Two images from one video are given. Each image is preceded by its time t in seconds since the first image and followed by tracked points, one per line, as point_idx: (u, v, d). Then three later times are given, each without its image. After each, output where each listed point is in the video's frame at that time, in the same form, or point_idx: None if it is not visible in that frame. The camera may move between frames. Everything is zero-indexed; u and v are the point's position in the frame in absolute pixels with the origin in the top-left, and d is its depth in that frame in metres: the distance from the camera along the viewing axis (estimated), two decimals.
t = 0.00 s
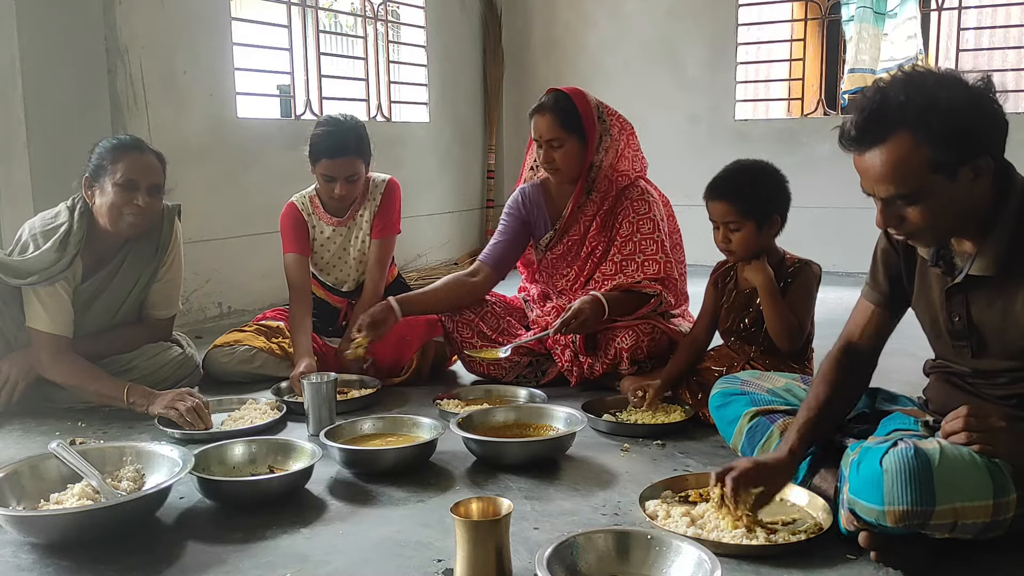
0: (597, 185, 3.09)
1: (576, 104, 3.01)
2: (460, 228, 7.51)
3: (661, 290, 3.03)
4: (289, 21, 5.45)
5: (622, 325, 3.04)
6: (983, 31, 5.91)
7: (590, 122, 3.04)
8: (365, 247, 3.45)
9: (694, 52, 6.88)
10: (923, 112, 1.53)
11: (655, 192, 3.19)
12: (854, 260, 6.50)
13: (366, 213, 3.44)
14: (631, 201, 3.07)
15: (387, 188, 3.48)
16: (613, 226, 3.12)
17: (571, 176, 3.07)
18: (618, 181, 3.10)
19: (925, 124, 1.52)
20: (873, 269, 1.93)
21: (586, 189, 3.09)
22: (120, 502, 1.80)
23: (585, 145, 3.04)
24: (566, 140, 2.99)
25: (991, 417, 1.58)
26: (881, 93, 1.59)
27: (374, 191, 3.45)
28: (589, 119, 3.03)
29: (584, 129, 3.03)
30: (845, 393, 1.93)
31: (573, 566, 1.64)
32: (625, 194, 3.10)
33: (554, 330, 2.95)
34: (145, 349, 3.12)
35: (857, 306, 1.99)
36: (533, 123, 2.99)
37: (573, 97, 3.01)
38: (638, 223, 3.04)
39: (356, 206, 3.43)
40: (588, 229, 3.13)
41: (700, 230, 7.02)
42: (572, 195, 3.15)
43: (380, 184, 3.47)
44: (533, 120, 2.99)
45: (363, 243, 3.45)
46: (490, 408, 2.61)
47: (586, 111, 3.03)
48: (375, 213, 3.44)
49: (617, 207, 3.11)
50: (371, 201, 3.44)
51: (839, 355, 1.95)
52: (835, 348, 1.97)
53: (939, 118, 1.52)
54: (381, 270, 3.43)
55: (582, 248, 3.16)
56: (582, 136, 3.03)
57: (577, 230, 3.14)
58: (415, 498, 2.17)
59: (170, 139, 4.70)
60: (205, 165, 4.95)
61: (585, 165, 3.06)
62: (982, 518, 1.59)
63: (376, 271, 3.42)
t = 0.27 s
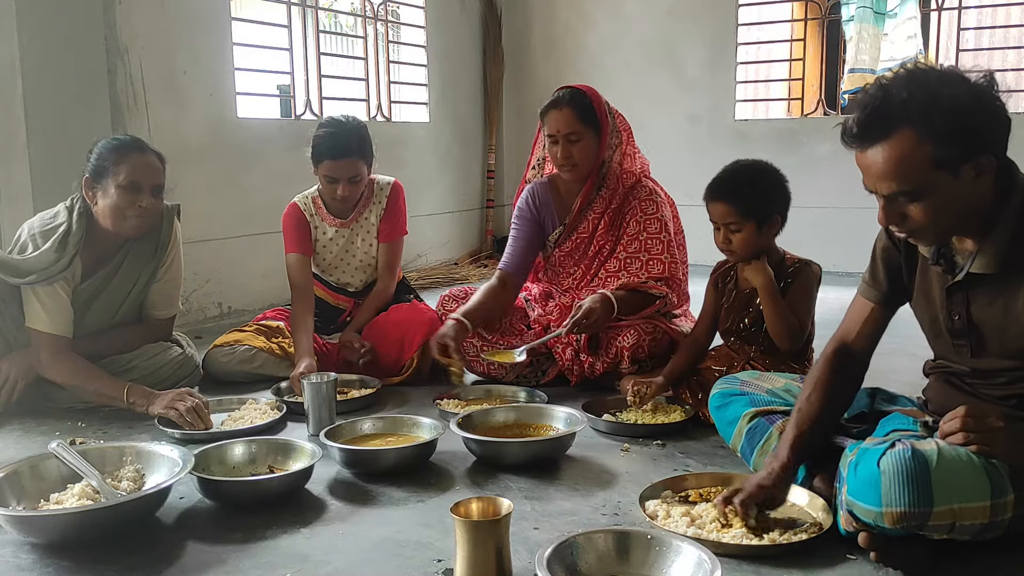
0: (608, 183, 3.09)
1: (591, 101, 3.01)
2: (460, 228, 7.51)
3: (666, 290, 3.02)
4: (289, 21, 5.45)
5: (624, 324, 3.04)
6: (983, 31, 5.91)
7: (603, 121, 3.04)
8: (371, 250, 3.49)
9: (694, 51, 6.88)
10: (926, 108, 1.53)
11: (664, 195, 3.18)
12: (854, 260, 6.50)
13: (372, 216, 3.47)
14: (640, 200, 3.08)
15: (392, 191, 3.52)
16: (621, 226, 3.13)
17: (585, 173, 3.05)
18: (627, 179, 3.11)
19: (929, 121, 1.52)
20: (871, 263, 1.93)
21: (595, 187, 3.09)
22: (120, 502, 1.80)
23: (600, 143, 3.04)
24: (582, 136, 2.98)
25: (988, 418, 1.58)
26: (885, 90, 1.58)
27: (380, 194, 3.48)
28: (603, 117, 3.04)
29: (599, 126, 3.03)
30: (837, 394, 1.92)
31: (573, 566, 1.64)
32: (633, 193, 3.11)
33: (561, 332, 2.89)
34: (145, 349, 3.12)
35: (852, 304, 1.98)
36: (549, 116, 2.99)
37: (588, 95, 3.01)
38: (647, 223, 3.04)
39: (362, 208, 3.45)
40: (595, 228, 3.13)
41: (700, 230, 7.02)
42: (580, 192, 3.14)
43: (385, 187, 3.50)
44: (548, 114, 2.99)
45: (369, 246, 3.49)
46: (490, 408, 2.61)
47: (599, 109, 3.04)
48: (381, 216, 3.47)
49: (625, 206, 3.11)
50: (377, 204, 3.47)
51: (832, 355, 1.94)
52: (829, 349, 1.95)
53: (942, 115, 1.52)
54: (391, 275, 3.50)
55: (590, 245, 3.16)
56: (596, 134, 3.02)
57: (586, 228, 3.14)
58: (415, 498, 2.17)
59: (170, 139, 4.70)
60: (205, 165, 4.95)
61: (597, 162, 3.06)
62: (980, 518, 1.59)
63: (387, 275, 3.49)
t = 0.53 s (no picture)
0: (605, 185, 3.07)
1: (588, 102, 3.00)
2: (460, 228, 7.51)
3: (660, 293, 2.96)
4: (289, 21, 5.45)
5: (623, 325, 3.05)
6: (983, 31, 5.91)
7: (600, 122, 3.03)
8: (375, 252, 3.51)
9: (694, 51, 6.88)
10: (932, 112, 1.53)
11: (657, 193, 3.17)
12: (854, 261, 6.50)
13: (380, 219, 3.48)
14: (631, 200, 3.04)
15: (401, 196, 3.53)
16: (616, 228, 3.10)
17: (582, 175, 3.03)
18: (621, 181, 3.08)
19: (934, 124, 1.52)
20: (874, 261, 1.93)
21: (592, 189, 3.08)
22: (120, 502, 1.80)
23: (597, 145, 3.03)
24: (581, 137, 2.95)
25: (989, 418, 1.58)
26: (890, 93, 1.59)
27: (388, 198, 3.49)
28: (600, 119, 3.03)
29: (597, 127, 3.02)
30: (836, 385, 1.93)
31: (573, 566, 1.64)
32: (626, 194, 3.07)
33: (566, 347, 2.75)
34: (145, 349, 3.12)
35: (854, 299, 1.99)
36: (547, 115, 2.95)
37: (585, 96, 3.00)
38: (641, 224, 3.00)
39: (370, 210, 3.47)
40: (591, 231, 3.10)
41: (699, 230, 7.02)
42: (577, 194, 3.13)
43: (394, 192, 3.52)
44: (547, 113, 2.95)
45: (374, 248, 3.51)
46: (490, 408, 2.61)
47: (596, 111, 3.03)
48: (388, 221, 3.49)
49: (621, 207, 3.08)
50: (385, 208, 3.49)
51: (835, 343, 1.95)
52: (831, 338, 1.97)
53: (948, 119, 1.52)
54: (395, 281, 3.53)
55: (586, 248, 3.13)
56: (593, 135, 3.00)
57: (581, 230, 3.12)
58: (415, 498, 2.17)
59: (169, 139, 4.70)
60: (205, 164, 4.95)
61: (594, 163, 3.05)
62: (980, 518, 1.59)
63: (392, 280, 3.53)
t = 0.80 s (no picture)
0: (593, 190, 3.04)
1: (575, 107, 2.98)
2: (460, 228, 7.51)
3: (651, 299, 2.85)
4: (289, 21, 5.45)
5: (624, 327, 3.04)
6: (983, 31, 5.91)
7: (587, 126, 3.00)
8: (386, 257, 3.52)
9: (694, 51, 6.88)
10: (927, 116, 1.53)
11: (646, 196, 3.11)
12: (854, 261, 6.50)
13: (394, 225, 3.50)
14: (618, 206, 3.00)
15: (418, 205, 3.55)
16: (603, 234, 3.07)
17: (570, 179, 3.00)
18: (608, 185, 3.04)
19: (928, 128, 1.53)
20: (873, 262, 1.94)
21: (580, 194, 3.05)
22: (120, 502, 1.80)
23: (585, 149, 3.00)
24: (567, 140, 2.92)
25: (987, 418, 1.58)
26: (884, 96, 1.58)
27: (404, 206, 3.51)
28: (588, 123, 3.01)
29: (585, 131, 2.99)
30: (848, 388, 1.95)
31: (573, 566, 1.64)
32: (613, 200, 3.03)
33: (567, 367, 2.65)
34: (145, 350, 3.13)
35: (857, 298, 2.00)
36: (534, 120, 2.92)
37: (573, 101, 2.98)
38: (626, 231, 2.95)
39: (385, 214, 3.48)
40: (578, 236, 3.07)
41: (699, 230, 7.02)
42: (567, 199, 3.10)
43: (411, 200, 3.53)
44: (534, 118, 2.92)
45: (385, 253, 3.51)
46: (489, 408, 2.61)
47: (583, 115, 3.01)
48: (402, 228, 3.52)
49: (608, 212, 3.04)
50: (401, 214, 3.51)
51: (844, 345, 1.97)
52: (839, 339, 1.99)
53: (943, 122, 1.52)
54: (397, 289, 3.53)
55: (573, 253, 3.11)
56: (581, 139, 2.98)
57: (569, 236, 3.08)
58: (415, 498, 2.17)
59: (169, 139, 4.70)
60: (205, 164, 4.95)
61: (582, 168, 3.02)
62: (979, 518, 1.59)
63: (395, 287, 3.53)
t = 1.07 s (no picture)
0: (587, 194, 3.04)
1: (569, 111, 2.97)
2: (460, 228, 7.51)
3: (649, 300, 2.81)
4: (289, 21, 5.45)
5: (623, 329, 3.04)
6: (983, 31, 5.91)
7: (580, 130, 2.99)
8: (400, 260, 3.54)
9: (694, 51, 6.88)
10: (932, 107, 1.53)
11: (641, 200, 3.08)
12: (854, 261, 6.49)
13: (413, 231, 3.51)
14: (610, 210, 2.99)
15: (438, 216, 3.56)
16: (598, 239, 3.06)
17: (563, 183, 3.00)
18: (601, 189, 3.03)
19: (934, 119, 1.52)
20: (871, 260, 1.92)
21: (573, 199, 3.05)
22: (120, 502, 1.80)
23: (578, 153, 3.00)
24: (559, 144, 2.92)
25: (988, 417, 1.58)
26: (889, 88, 1.58)
27: (426, 214, 3.53)
28: (580, 127, 3.00)
29: (577, 135, 2.99)
30: (836, 380, 1.90)
31: (573, 566, 1.64)
32: (606, 204, 3.02)
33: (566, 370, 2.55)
34: (145, 350, 3.13)
35: (852, 296, 1.98)
36: (527, 125, 2.93)
37: (566, 105, 2.97)
38: (619, 234, 2.94)
39: (407, 220, 3.49)
40: (572, 241, 3.08)
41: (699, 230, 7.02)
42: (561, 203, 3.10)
43: (433, 210, 3.55)
44: (527, 123, 2.93)
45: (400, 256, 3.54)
46: (489, 408, 2.61)
47: (576, 118, 3.00)
48: (420, 234, 3.54)
49: (600, 216, 3.03)
50: (421, 222, 3.53)
51: (832, 342, 1.93)
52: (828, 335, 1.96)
53: (948, 113, 1.52)
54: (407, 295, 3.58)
55: (567, 258, 3.12)
56: (574, 143, 2.97)
57: (564, 240, 3.09)
58: (415, 498, 2.17)
59: (169, 139, 4.70)
60: (205, 164, 4.95)
61: (575, 173, 3.02)
62: (981, 518, 1.59)
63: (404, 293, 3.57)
